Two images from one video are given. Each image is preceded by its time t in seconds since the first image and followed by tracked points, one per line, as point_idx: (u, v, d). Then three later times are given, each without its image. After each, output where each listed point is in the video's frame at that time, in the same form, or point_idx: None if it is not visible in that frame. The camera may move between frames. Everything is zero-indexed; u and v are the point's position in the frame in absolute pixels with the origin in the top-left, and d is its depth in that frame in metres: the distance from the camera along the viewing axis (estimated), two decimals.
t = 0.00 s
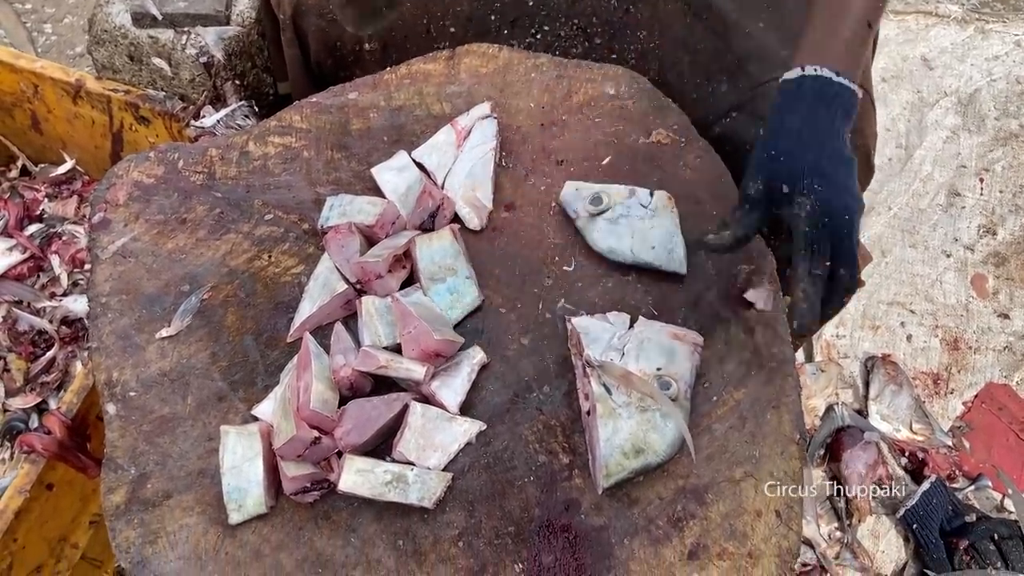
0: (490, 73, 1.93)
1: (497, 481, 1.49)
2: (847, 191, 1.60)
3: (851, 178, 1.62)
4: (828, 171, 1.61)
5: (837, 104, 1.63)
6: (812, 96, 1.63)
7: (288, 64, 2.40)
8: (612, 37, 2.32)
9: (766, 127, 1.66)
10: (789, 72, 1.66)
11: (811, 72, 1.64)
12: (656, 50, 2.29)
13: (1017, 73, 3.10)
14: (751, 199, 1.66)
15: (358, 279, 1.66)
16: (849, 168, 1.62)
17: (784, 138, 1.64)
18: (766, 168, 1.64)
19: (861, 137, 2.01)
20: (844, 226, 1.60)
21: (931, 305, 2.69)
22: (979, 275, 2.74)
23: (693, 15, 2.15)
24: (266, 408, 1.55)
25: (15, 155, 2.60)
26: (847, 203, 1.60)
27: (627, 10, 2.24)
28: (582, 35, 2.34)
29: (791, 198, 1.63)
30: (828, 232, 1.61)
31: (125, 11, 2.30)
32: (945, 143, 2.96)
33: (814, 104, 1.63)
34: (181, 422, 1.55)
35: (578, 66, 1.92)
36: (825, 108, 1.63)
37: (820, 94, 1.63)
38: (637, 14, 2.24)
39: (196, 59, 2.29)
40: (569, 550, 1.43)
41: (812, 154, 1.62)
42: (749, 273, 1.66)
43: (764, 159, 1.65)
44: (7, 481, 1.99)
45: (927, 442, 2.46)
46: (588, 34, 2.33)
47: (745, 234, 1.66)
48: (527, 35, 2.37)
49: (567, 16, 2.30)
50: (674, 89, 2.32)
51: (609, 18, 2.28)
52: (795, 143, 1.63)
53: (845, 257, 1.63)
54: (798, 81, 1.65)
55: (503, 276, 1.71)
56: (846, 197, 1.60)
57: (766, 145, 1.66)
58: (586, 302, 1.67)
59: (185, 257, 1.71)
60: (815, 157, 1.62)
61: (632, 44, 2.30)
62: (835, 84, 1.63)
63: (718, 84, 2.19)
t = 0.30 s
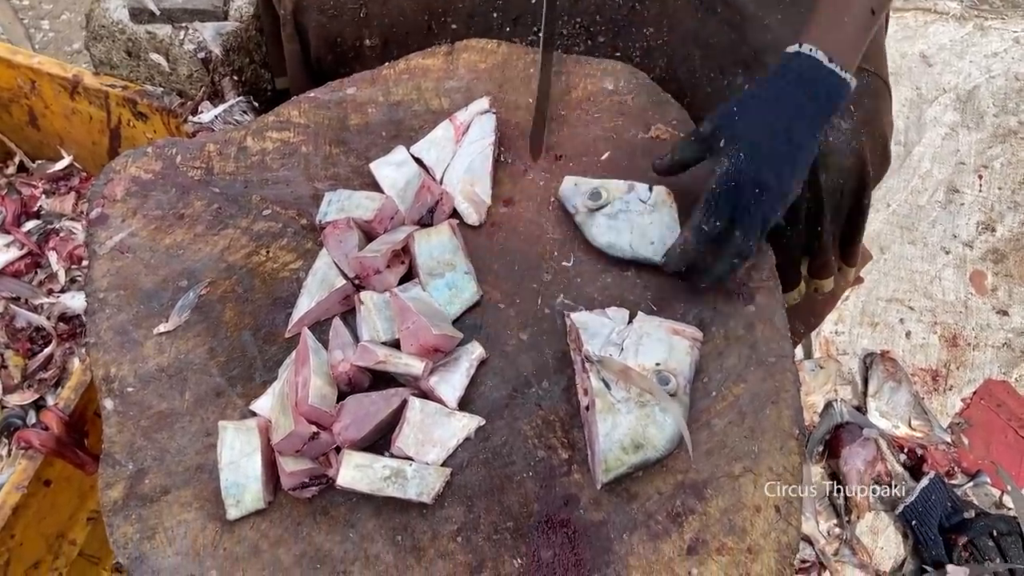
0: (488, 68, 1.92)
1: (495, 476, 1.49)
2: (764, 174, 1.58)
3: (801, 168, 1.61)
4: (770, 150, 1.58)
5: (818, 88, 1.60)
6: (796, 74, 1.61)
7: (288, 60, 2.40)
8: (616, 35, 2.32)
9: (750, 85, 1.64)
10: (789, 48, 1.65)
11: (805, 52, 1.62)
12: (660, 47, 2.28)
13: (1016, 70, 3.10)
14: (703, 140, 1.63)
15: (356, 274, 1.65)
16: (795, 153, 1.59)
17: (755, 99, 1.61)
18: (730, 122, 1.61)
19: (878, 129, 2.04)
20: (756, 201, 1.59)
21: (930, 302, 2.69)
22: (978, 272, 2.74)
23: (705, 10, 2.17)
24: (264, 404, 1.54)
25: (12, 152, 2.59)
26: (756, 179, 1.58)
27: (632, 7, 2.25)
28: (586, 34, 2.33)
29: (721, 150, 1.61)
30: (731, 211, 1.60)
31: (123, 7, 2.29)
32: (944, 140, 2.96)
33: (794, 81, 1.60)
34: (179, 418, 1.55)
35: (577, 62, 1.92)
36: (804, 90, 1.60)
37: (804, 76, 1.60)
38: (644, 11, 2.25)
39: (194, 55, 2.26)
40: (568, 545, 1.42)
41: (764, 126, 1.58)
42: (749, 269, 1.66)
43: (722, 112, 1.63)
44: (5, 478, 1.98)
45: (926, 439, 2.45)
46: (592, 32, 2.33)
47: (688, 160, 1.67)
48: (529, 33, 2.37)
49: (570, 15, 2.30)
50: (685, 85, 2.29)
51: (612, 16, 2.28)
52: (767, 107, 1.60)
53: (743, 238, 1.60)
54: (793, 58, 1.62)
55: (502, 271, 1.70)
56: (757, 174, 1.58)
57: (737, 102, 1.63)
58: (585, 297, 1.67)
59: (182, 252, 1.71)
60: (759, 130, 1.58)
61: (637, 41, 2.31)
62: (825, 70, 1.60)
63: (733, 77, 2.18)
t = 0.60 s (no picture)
0: (486, 67, 1.91)
1: (492, 476, 1.49)
2: (695, 160, 1.67)
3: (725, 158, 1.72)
4: (700, 137, 1.69)
5: (737, 84, 1.74)
6: (720, 69, 1.75)
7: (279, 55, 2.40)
8: (608, 33, 2.30)
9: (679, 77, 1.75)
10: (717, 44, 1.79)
11: (731, 48, 1.77)
12: (654, 44, 2.28)
13: (1013, 69, 3.09)
14: (631, 126, 1.71)
15: (352, 273, 1.64)
16: (717, 141, 1.70)
17: (684, 90, 1.72)
18: (659, 109, 1.70)
19: (862, 130, 2.01)
20: (685, 184, 1.66)
21: (927, 301, 2.69)
22: (975, 270, 2.74)
23: (694, 9, 2.19)
24: (260, 403, 1.54)
25: (8, 151, 2.58)
26: (688, 161, 1.66)
27: (624, 5, 2.24)
28: (579, 31, 2.33)
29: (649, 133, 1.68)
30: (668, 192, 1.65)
31: (119, 4, 2.28)
32: (942, 139, 2.96)
33: (718, 76, 1.74)
34: (175, 417, 1.54)
35: (575, 60, 1.90)
36: (729, 85, 1.73)
37: (731, 72, 1.75)
38: (635, 9, 2.24)
39: (190, 53, 2.25)
40: (565, 545, 1.42)
41: (692, 114, 1.69)
42: (746, 267, 1.65)
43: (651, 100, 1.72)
44: None
45: (923, 438, 2.44)
46: (584, 30, 2.32)
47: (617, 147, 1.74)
48: (522, 30, 2.36)
49: (562, 12, 2.29)
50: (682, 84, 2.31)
51: (606, 13, 2.27)
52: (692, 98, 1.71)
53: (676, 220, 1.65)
54: (717, 56, 1.77)
55: (498, 270, 1.70)
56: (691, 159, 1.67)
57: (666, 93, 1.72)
58: (582, 296, 1.66)
59: (179, 252, 1.70)
60: (689, 117, 1.69)
61: (631, 38, 2.29)
62: (747, 68, 1.75)
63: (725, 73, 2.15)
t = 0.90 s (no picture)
0: (483, 71, 1.92)
1: (490, 481, 1.49)
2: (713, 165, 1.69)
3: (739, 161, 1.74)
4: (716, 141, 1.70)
5: (752, 87, 1.75)
6: (735, 72, 1.75)
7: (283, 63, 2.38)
8: (612, 40, 2.31)
9: (692, 81, 1.74)
10: (731, 46, 1.79)
11: (746, 51, 1.76)
12: (657, 51, 2.29)
13: (1010, 72, 3.10)
14: (647, 134, 1.71)
15: (350, 277, 1.65)
16: (732, 145, 1.72)
17: (700, 95, 1.72)
18: (678, 116, 1.69)
19: (870, 132, 2.02)
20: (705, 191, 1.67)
21: (925, 303, 2.69)
22: (972, 273, 2.74)
23: (699, 15, 2.21)
24: (258, 408, 1.54)
25: (6, 154, 2.57)
26: (709, 168, 1.68)
27: (628, 11, 2.25)
28: (581, 37, 2.31)
29: (670, 142, 1.68)
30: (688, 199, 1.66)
31: (116, 7, 2.28)
32: (939, 142, 2.96)
33: (733, 80, 1.74)
34: (173, 422, 1.54)
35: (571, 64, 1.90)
36: (744, 89, 1.74)
37: (745, 75, 1.75)
38: (640, 15, 2.25)
39: (188, 57, 2.27)
40: (563, 550, 1.42)
41: (710, 119, 1.70)
42: (744, 271, 1.65)
43: (667, 106, 1.71)
44: None
45: (921, 440, 2.44)
46: (587, 36, 2.31)
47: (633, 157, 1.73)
48: (525, 36, 2.38)
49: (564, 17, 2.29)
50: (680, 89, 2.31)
51: (609, 20, 2.27)
52: (708, 103, 1.71)
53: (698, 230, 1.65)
54: (730, 58, 1.77)
55: (496, 275, 1.70)
56: (709, 166, 1.69)
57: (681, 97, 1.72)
58: (581, 300, 1.67)
59: (176, 256, 1.70)
60: (706, 123, 1.70)
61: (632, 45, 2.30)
62: (761, 70, 1.75)
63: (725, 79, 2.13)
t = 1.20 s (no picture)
0: (483, 75, 1.92)
1: (490, 487, 1.49)
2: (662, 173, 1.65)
3: (701, 161, 1.68)
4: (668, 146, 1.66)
5: (710, 90, 1.70)
6: (693, 72, 1.71)
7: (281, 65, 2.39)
8: (607, 40, 2.29)
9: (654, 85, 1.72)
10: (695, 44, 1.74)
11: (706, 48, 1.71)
12: (651, 52, 2.29)
13: (1007, 75, 3.10)
14: (612, 135, 1.72)
15: (350, 283, 1.64)
16: (687, 145, 1.67)
17: (657, 98, 1.70)
18: (632, 122, 1.69)
19: (861, 137, 2.02)
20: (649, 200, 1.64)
21: (923, 307, 2.70)
22: (971, 277, 2.75)
23: (691, 16, 2.23)
24: (257, 414, 1.53)
25: (4, 157, 2.57)
26: (657, 171, 1.65)
27: (622, 11, 2.25)
28: (577, 37, 2.30)
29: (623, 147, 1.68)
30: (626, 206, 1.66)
31: (116, 12, 2.29)
32: (937, 145, 2.96)
33: (691, 81, 1.70)
34: (173, 428, 1.54)
35: (570, 69, 1.91)
36: (704, 85, 1.70)
37: (703, 76, 1.70)
38: (635, 16, 2.25)
39: (187, 61, 2.27)
40: (564, 556, 1.42)
41: (664, 123, 1.68)
42: (743, 277, 1.66)
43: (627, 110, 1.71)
44: None
45: (919, 444, 2.43)
46: (583, 37, 2.29)
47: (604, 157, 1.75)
48: (520, 37, 2.37)
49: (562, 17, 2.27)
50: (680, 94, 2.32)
51: (603, 20, 2.27)
52: (665, 106, 1.69)
53: (632, 233, 1.70)
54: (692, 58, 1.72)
55: (495, 280, 1.70)
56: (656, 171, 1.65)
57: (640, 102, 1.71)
58: (581, 306, 1.67)
59: (176, 261, 1.70)
60: (659, 127, 1.67)
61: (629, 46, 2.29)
62: (718, 70, 1.71)
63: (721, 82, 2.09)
